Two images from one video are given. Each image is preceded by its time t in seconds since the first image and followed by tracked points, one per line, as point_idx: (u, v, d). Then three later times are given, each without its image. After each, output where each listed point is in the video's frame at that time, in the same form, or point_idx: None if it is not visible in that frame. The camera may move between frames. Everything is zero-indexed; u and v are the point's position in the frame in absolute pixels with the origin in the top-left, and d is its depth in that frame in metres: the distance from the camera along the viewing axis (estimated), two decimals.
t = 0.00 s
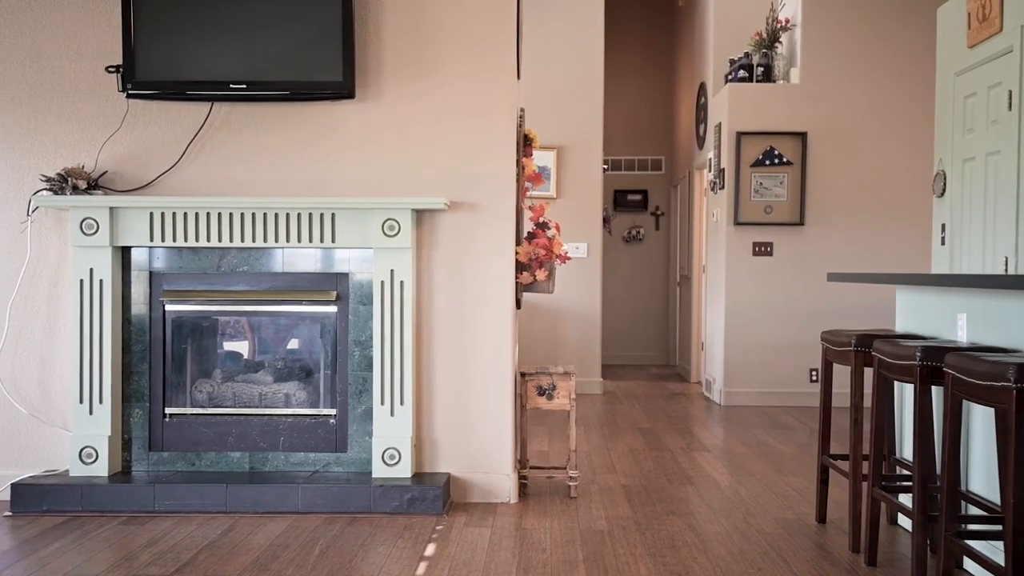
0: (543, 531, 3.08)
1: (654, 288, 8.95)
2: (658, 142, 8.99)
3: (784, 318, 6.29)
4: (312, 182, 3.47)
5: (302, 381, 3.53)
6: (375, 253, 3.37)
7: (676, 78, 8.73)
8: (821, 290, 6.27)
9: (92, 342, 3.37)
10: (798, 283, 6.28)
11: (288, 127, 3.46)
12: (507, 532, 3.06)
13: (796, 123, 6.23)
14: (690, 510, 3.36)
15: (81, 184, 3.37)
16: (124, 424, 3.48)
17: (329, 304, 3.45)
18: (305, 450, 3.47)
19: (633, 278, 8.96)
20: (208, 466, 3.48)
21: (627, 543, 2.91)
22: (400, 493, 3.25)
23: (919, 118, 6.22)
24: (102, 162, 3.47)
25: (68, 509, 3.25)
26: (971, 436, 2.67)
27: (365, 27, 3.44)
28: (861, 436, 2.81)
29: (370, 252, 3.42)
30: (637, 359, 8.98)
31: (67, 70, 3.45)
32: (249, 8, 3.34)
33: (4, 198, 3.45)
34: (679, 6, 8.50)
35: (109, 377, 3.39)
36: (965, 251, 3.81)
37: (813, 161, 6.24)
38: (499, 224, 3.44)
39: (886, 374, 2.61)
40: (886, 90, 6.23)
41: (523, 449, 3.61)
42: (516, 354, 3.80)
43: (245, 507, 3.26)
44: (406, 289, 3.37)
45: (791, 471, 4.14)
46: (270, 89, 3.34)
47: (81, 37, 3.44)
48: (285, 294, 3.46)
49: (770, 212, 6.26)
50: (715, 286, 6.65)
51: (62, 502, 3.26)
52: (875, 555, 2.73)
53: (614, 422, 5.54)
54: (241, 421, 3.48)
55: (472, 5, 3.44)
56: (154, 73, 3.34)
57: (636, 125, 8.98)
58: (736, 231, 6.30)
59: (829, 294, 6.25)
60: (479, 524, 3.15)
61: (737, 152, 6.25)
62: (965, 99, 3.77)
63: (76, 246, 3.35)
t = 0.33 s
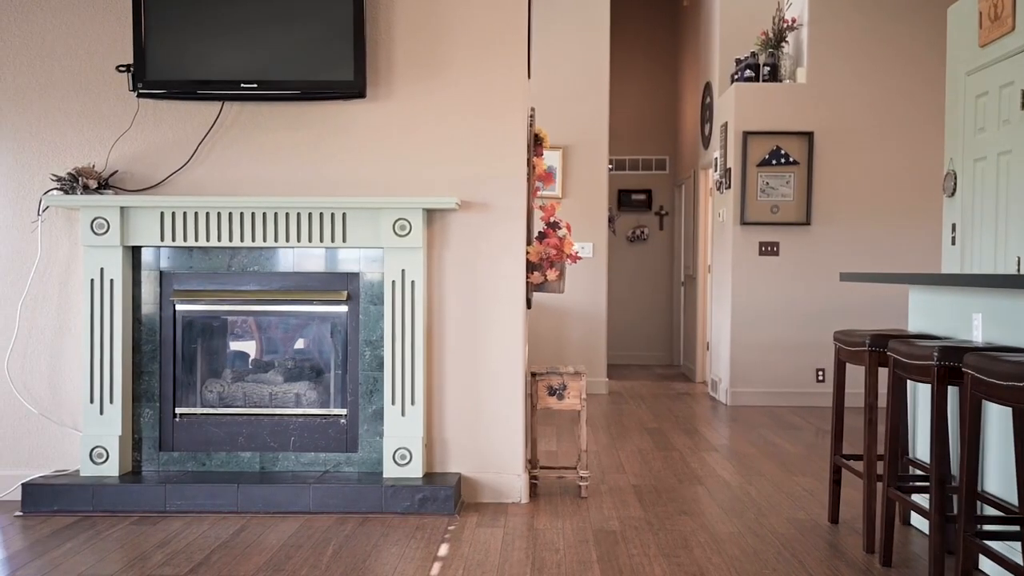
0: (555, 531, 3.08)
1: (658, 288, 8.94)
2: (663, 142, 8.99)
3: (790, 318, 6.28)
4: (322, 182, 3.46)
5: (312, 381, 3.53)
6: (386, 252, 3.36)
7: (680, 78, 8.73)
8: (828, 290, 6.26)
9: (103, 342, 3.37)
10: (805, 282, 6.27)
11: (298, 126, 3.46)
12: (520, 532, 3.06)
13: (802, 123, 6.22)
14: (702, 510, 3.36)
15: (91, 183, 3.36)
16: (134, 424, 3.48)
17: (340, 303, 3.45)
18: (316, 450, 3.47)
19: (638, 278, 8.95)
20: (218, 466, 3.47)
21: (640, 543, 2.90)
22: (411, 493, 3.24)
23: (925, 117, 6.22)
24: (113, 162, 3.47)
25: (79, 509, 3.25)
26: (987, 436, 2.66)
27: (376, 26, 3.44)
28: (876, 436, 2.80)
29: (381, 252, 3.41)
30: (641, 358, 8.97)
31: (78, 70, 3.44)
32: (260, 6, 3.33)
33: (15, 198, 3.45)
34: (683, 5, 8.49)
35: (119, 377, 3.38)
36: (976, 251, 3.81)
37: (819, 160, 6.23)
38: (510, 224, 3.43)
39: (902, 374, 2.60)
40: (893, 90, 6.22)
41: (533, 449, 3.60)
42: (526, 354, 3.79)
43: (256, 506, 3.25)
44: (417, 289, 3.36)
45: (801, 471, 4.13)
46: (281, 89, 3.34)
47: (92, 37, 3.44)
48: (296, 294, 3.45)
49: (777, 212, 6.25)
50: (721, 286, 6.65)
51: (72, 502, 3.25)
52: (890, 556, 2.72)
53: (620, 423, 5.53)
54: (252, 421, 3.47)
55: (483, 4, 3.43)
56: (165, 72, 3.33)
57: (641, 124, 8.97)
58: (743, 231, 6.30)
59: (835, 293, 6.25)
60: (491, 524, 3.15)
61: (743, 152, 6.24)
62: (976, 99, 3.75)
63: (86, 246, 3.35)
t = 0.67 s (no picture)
0: (568, 531, 3.08)
1: (662, 288, 8.94)
2: (667, 141, 8.98)
3: (797, 318, 6.28)
4: (334, 181, 3.45)
5: (323, 381, 3.53)
6: (397, 252, 3.35)
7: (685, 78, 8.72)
8: (834, 289, 6.26)
9: (114, 342, 3.36)
10: (812, 282, 6.27)
11: (309, 126, 3.45)
12: (533, 532, 3.05)
13: (809, 123, 6.21)
14: (714, 511, 3.35)
15: (102, 183, 3.35)
16: (145, 424, 3.47)
17: (351, 303, 3.44)
18: (327, 450, 3.46)
19: (642, 278, 8.94)
20: (229, 466, 3.46)
21: (655, 544, 2.90)
22: (423, 494, 3.24)
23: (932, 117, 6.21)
24: (124, 161, 3.46)
25: (90, 509, 3.24)
26: (1004, 436, 2.65)
27: (387, 25, 3.43)
28: (891, 436, 2.79)
29: (393, 252, 3.40)
30: (645, 358, 8.97)
31: (90, 69, 3.43)
32: (271, 6, 3.32)
33: (26, 197, 3.44)
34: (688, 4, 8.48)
35: (130, 377, 3.37)
36: (988, 251, 3.81)
37: (826, 160, 6.22)
38: (522, 224, 3.42)
39: (918, 374, 2.60)
40: (900, 89, 6.21)
41: (544, 449, 3.59)
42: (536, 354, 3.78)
43: (268, 507, 3.25)
44: (429, 289, 3.36)
45: (811, 471, 4.13)
46: (293, 88, 3.33)
47: (103, 36, 3.43)
48: (307, 294, 3.44)
49: (784, 212, 6.24)
50: (727, 286, 6.64)
51: (84, 502, 3.24)
52: (906, 556, 2.71)
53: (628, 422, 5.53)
54: (263, 421, 3.46)
55: (494, 3, 3.42)
56: (175, 72, 3.32)
57: (645, 124, 8.96)
58: (749, 231, 6.29)
59: (842, 293, 6.25)
60: (504, 525, 3.14)
61: (750, 152, 6.23)
62: (988, 99, 3.74)
63: (97, 246, 3.34)
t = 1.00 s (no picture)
0: (581, 531, 3.08)
1: (667, 288, 8.93)
2: (672, 141, 8.97)
3: (804, 318, 6.27)
4: (345, 181, 3.44)
5: (334, 381, 3.52)
6: (409, 252, 3.35)
7: (690, 78, 8.71)
8: (842, 289, 6.25)
9: (125, 342, 3.35)
10: (818, 282, 6.26)
11: (321, 125, 3.44)
12: (546, 532, 3.05)
13: (816, 123, 6.20)
14: (726, 511, 3.35)
15: (114, 182, 3.34)
16: (156, 424, 3.46)
17: (362, 303, 3.43)
18: (338, 451, 3.45)
19: (646, 277, 8.93)
20: (240, 466, 3.45)
21: (669, 544, 2.89)
22: (435, 494, 3.23)
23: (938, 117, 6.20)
24: (135, 161, 3.46)
25: (102, 509, 3.23)
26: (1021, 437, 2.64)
27: (399, 25, 3.42)
28: (906, 436, 2.79)
29: (405, 251, 3.40)
30: (649, 358, 8.96)
31: (101, 69, 3.43)
32: (283, 5, 3.31)
33: (37, 197, 3.43)
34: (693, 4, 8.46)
35: (141, 377, 3.37)
36: (999, 251, 3.80)
37: (833, 160, 6.21)
38: (534, 224, 3.41)
39: (935, 375, 2.59)
40: (907, 89, 6.20)
41: (555, 449, 3.59)
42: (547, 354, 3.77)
43: (280, 507, 3.24)
44: (441, 289, 3.35)
45: (821, 471, 4.12)
46: (304, 88, 3.32)
47: (115, 36, 3.42)
48: (318, 294, 3.44)
49: (791, 212, 6.23)
50: (733, 286, 6.63)
51: (95, 502, 3.24)
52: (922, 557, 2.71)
53: (636, 422, 5.52)
54: (274, 421, 3.45)
55: (506, 2, 3.40)
56: (187, 71, 3.32)
57: (650, 123, 8.95)
58: (757, 231, 6.28)
59: (849, 293, 6.24)
60: (517, 525, 3.13)
61: (757, 152, 6.22)
62: (1000, 99, 3.72)
63: (108, 245, 3.33)
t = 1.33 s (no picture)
0: (595, 531, 3.07)
1: (672, 288, 8.92)
2: (678, 141, 8.96)
3: (811, 318, 6.26)
4: (357, 181, 3.43)
5: (345, 381, 3.52)
6: (421, 251, 3.34)
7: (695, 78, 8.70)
8: (849, 289, 6.24)
9: (137, 342, 3.35)
10: (826, 282, 6.25)
11: (333, 125, 3.43)
12: (560, 533, 3.04)
13: (824, 123, 6.19)
14: (740, 512, 3.34)
15: (126, 182, 3.34)
16: (167, 424, 3.45)
17: (374, 304, 3.43)
18: (350, 451, 3.44)
19: (652, 277, 8.92)
20: (252, 466, 3.45)
21: (684, 545, 2.88)
22: (448, 494, 3.22)
23: (946, 117, 6.19)
24: (147, 160, 3.45)
25: (114, 510, 3.23)
26: None
27: (410, 24, 3.41)
28: (922, 437, 2.78)
29: (417, 251, 3.39)
30: (654, 358, 8.95)
31: (112, 69, 3.42)
32: (294, 5, 3.30)
33: (48, 197, 3.43)
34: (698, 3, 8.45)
35: (153, 377, 3.36)
36: (1012, 251, 3.78)
37: (840, 160, 6.20)
38: (546, 224, 3.40)
39: (953, 375, 2.59)
40: (915, 89, 6.19)
41: (567, 450, 3.57)
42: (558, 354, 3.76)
43: (293, 507, 3.23)
44: (453, 289, 3.34)
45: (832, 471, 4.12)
46: (316, 88, 3.32)
47: (127, 35, 3.42)
48: (330, 294, 3.43)
49: (798, 212, 6.22)
50: (740, 286, 6.62)
51: (108, 503, 3.23)
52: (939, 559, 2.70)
53: (644, 423, 5.51)
54: (286, 421, 3.45)
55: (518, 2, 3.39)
56: (198, 71, 3.31)
57: (656, 123, 8.94)
58: (764, 231, 6.27)
59: (857, 293, 6.23)
60: (530, 526, 3.12)
61: (765, 152, 6.21)
62: (1012, 98, 3.70)
63: (120, 245, 3.33)
